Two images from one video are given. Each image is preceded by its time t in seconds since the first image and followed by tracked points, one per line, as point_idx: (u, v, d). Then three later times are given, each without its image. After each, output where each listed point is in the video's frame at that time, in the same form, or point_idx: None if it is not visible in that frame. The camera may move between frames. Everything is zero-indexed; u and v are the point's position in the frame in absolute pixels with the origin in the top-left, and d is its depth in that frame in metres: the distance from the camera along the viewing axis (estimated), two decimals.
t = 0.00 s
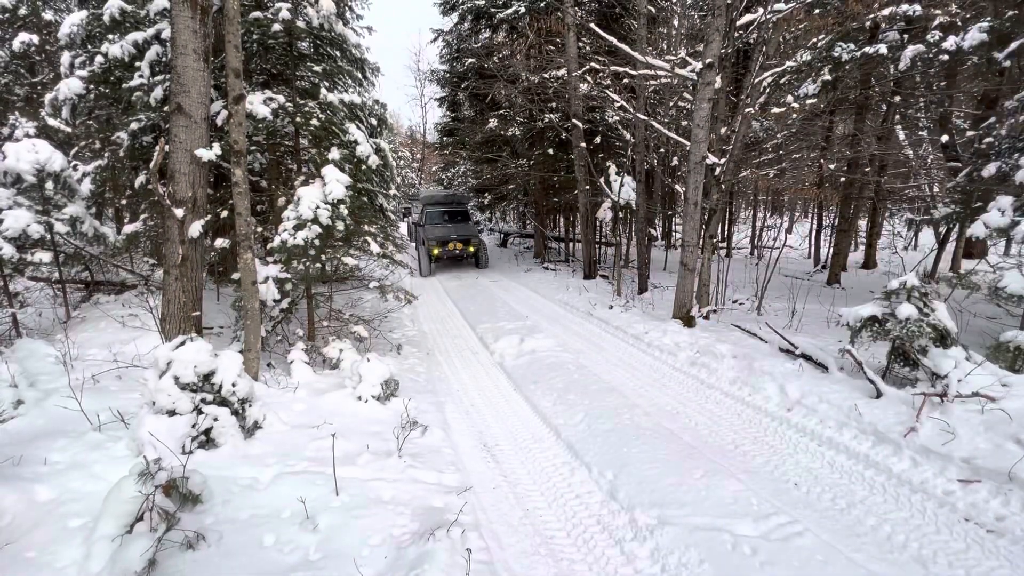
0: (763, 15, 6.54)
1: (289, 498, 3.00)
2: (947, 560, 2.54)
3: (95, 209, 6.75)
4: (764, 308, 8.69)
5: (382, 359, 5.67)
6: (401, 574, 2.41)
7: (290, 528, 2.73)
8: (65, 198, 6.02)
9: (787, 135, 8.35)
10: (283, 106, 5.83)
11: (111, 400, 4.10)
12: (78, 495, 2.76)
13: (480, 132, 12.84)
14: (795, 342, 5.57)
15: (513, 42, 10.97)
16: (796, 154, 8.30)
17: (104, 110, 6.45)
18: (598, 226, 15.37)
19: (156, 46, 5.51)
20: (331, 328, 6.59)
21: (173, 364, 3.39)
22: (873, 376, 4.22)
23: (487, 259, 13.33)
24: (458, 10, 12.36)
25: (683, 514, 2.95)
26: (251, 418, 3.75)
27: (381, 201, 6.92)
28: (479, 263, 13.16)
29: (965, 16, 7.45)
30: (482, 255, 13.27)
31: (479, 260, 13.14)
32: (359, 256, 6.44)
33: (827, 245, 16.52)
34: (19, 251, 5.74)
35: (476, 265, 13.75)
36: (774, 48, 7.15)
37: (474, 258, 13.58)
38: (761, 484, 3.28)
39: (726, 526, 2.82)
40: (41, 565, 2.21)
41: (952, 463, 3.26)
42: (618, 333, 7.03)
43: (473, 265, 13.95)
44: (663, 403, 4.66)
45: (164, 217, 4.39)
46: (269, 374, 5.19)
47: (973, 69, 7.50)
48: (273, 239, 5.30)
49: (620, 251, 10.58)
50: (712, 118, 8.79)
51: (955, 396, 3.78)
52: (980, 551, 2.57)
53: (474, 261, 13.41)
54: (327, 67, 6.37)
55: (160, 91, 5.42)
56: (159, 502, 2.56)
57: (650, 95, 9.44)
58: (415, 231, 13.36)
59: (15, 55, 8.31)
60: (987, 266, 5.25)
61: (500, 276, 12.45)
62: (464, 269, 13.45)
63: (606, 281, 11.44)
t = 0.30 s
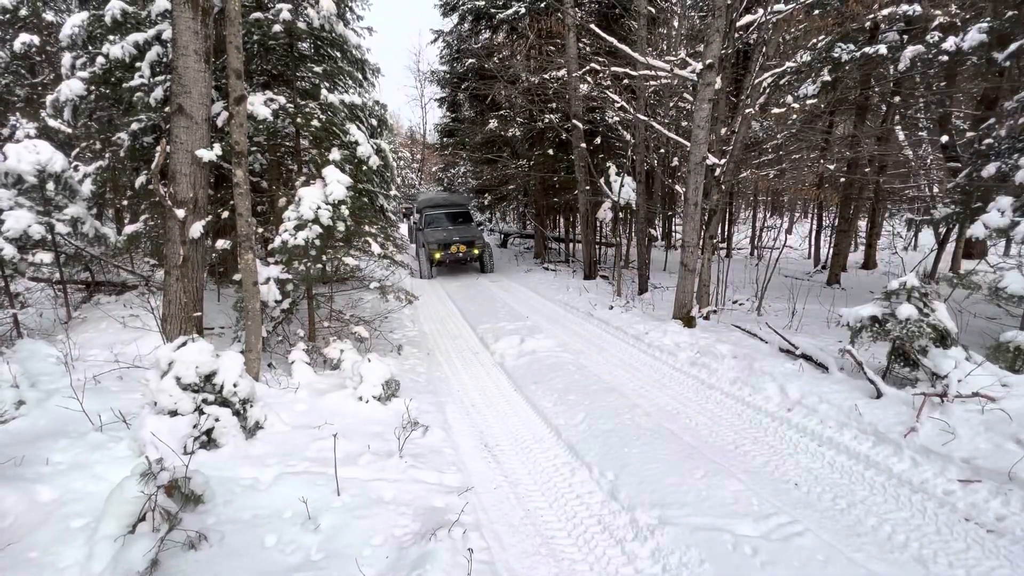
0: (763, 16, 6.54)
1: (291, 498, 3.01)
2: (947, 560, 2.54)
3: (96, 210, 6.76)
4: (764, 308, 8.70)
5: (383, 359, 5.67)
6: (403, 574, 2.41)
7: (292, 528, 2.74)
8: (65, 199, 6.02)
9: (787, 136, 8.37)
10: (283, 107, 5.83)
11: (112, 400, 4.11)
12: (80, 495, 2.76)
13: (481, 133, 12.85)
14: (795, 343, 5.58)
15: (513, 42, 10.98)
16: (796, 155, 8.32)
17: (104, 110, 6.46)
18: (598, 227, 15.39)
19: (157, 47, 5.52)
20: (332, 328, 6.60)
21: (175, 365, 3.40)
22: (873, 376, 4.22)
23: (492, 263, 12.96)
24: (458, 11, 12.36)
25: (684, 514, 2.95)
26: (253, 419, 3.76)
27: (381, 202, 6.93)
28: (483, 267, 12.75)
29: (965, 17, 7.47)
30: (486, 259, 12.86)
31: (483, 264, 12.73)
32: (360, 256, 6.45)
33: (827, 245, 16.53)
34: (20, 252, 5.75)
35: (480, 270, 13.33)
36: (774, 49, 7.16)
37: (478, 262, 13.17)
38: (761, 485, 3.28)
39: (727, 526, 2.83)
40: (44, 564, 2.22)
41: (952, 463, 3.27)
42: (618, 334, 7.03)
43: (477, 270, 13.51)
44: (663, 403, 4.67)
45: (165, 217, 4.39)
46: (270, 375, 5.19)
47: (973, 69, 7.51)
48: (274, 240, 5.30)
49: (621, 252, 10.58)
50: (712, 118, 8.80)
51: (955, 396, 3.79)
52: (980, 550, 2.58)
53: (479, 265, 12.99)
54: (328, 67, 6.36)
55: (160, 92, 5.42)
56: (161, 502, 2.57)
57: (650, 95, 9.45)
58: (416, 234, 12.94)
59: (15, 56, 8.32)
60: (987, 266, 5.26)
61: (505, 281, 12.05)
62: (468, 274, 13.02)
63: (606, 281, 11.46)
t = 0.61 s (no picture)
0: (763, 16, 6.55)
1: (291, 498, 3.01)
2: (947, 560, 2.54)
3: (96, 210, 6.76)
4: (764, 308, 8.73)
5: (383, 359, 5.68)
6: (403, 574, 2.41)
7: (292, 528, 2.74)
8: (65, 199, 6.01)
9: (787, 136, 8.37)
10: (283, 107, 5.84)
11: (112, 400, 4.11)
12: (80, 495, 2.76)
13: (481, 133, 12.87)
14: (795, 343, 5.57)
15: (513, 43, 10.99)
16: (796, 155, 8.33)
17: (104, 110, 6.46)
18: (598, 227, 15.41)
19: (156, 47, 5.52)
20: (332, 328, 6.61)
21: (175, 365, 3.41)
22: (873, 376, 4.23)
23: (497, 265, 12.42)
24: (458, 11, 12.37)
25: (684, 514, 2.95)
26: (253, 419, 3.76)
27: (381, 202, 6.94)
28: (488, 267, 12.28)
29: (964, 17, 7.48)
30: (492, 260, 12.43)
31: (488, 265, 12.28)
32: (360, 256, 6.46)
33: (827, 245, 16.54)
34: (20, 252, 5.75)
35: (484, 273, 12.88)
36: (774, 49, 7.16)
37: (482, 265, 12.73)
38: (762, 485, 3.28)
39: (726, 526, 2.83)
40: (44, 565, 2.22)
41: (952, 462, 3.27)
42: (619, 334, 7.04)
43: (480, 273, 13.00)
44: (663, 403, 4.68)
45: (166, 217, 4.40)
46: (270, 375, 5.19)
47: (972, 69, 7.53)
48: (274, 240, 5.31)
49: (621, 252, 10.57)
50: (712, 118, 8.80)
51: (955, 396, 3.79)
52: (981, 550, 2.58)
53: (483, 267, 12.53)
54: (328, 68, 6.36)
55: (160, 92, 5.42)
56: (161, 502, 2.57)
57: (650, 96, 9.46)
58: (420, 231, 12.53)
59: (16, 57, 8.32)
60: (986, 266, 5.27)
61: (511, 283, 11.63)
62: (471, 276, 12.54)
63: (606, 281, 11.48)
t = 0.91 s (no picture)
0: (763, 16, 6.55)
1: (291, 498, 3.01)
2: (947, 560, 2.55)
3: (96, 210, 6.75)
4: (764, 308, 8.73)
5: (383, 360, 5.68)
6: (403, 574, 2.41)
7: (292, 528, 2.74)
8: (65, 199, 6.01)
9: (787, 136, 8.37)
10: (283, 107, 5.83)
11: (112, 400, 4.11)
12: (80, 495, 2.76)
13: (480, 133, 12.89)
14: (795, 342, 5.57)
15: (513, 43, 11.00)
16: (796, 155, 8.33)
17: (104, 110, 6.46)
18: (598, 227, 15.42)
19: (156, 46, 5.51)
20: (332, 328, 6.61)
21: (175, 365, 3.39)
22: (873, 376, 4.23)
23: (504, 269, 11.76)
24: (458, 11, 12.36)
25: (684, 514, 2.95)
26: (253, 419, 3.76)
27: (381, 203, 7.00)
28: (495, 271, 11.63)
29: (964, 18, 7.49)
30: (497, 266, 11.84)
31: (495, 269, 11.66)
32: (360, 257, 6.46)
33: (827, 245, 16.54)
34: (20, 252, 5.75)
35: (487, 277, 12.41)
36: (774, 49, 7.16)
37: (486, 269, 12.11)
38: (763, 486, 3.27)
39: (727, 526, 2.83)
40: (43, 566, 2.21)
41: (952, 462, 3.27)
42: (619, 334, 7.04)
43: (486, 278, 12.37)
44: (663, 403, 4.68)
45: (165, 217, 4.39)
46: (270, 375, 5.19)
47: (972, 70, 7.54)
48: (273, 240, 5.30)
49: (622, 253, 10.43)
50: (712, 119, 8.81)
51: (954, 396, 3.79)
52: (980, 550, 2.59)
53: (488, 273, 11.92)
54: (328, 68, 6.37)
55: (160, 92, 5.42)
56: (161, 502, 2.57)
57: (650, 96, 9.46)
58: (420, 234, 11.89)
59: (15, 57, 8.32)
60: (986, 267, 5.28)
61: (519, 288, 11.02)
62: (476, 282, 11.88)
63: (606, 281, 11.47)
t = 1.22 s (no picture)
0: (763, 16, 6.55)
1: (290, 498, 3.01)
2: (946, 560, 2.55)
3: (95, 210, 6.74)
4: (764, 308, 8.73)
5: (382, 359, 5.67)
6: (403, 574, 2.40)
7: (291, 528, 2.74)
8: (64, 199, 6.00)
9: (787, 136, 8.36)
10: (282, 107, 5.83)
11: (112, 400, 4.10)
12: (79, 495, 2.76)
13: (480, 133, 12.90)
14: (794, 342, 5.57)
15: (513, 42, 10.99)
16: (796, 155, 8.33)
17: (103, 110, 6.44)
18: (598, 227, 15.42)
19: (155, 46, 5.49)
20: (332, 328, 6.60)
21: (174, 365, 3.38)
22: (872, 376, 4.22)
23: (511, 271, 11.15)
24: (458, 11, 12.35)
25: (683, 514, 2.95)
26: (252, 418, 3.76)
27: (381, 202, 7.03)
28: (501, 273, 11.12)
29: (964, 18, 7.49)
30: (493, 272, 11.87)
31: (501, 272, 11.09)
32: (360, 256, 6.45)
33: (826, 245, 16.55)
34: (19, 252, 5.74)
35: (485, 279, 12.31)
36: (774, 49, 7.15)
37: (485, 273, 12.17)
38: (763, 487, 3.26)
39: (727, 526, 2.83)
40: (42, 566, 2.21)
41: (952, 462, 3.27)
42: (619, 334, 7.04)
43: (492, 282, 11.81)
44: (662, 402, 4.69)
45: (165, 217, 4.38)
46: (270, 375, 5.18)
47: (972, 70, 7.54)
48: (272, 240, 5.29)
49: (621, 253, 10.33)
50: (712, 119, 8.80)
51: (954, 395, 3.79)
52: (980, 550, 2.59)
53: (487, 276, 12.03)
54: (327, 68, 6.36)
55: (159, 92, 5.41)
56: (160, 502, 2.57)
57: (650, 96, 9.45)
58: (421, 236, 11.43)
59: (15, 56, 8.31)
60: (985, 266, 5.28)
61: (526, 292, 10.47)
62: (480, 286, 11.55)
63: (606, 281, 11.47)
